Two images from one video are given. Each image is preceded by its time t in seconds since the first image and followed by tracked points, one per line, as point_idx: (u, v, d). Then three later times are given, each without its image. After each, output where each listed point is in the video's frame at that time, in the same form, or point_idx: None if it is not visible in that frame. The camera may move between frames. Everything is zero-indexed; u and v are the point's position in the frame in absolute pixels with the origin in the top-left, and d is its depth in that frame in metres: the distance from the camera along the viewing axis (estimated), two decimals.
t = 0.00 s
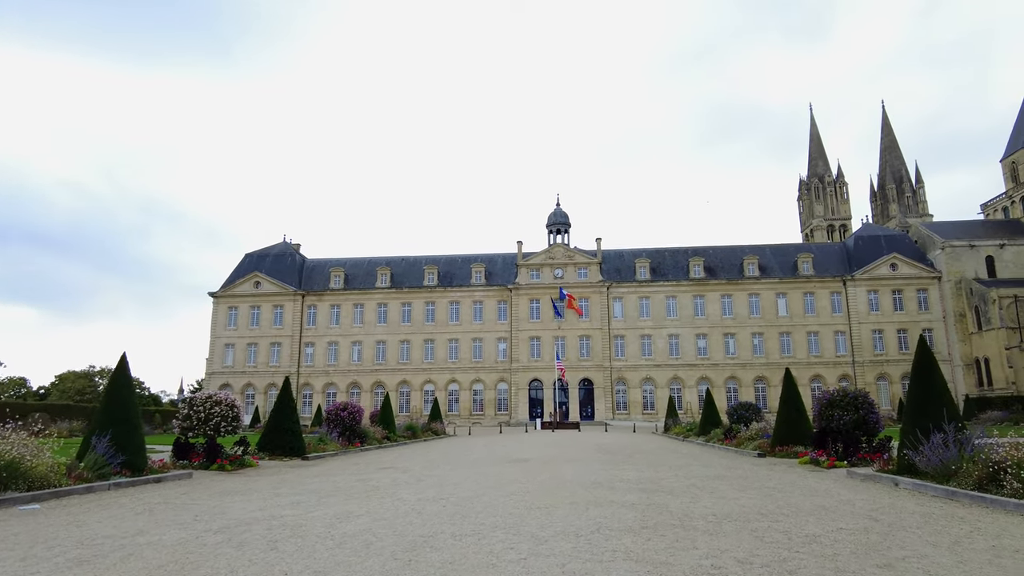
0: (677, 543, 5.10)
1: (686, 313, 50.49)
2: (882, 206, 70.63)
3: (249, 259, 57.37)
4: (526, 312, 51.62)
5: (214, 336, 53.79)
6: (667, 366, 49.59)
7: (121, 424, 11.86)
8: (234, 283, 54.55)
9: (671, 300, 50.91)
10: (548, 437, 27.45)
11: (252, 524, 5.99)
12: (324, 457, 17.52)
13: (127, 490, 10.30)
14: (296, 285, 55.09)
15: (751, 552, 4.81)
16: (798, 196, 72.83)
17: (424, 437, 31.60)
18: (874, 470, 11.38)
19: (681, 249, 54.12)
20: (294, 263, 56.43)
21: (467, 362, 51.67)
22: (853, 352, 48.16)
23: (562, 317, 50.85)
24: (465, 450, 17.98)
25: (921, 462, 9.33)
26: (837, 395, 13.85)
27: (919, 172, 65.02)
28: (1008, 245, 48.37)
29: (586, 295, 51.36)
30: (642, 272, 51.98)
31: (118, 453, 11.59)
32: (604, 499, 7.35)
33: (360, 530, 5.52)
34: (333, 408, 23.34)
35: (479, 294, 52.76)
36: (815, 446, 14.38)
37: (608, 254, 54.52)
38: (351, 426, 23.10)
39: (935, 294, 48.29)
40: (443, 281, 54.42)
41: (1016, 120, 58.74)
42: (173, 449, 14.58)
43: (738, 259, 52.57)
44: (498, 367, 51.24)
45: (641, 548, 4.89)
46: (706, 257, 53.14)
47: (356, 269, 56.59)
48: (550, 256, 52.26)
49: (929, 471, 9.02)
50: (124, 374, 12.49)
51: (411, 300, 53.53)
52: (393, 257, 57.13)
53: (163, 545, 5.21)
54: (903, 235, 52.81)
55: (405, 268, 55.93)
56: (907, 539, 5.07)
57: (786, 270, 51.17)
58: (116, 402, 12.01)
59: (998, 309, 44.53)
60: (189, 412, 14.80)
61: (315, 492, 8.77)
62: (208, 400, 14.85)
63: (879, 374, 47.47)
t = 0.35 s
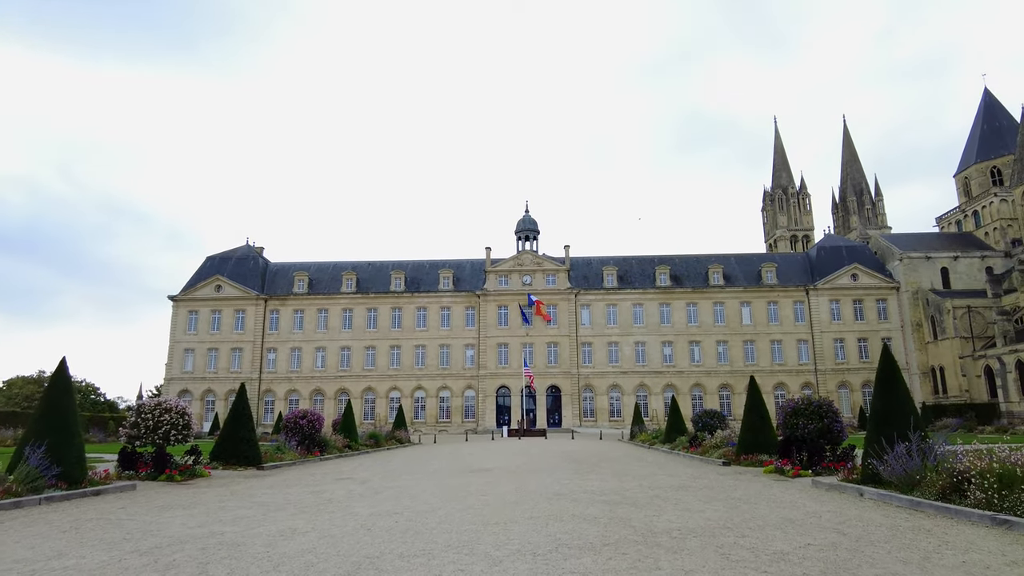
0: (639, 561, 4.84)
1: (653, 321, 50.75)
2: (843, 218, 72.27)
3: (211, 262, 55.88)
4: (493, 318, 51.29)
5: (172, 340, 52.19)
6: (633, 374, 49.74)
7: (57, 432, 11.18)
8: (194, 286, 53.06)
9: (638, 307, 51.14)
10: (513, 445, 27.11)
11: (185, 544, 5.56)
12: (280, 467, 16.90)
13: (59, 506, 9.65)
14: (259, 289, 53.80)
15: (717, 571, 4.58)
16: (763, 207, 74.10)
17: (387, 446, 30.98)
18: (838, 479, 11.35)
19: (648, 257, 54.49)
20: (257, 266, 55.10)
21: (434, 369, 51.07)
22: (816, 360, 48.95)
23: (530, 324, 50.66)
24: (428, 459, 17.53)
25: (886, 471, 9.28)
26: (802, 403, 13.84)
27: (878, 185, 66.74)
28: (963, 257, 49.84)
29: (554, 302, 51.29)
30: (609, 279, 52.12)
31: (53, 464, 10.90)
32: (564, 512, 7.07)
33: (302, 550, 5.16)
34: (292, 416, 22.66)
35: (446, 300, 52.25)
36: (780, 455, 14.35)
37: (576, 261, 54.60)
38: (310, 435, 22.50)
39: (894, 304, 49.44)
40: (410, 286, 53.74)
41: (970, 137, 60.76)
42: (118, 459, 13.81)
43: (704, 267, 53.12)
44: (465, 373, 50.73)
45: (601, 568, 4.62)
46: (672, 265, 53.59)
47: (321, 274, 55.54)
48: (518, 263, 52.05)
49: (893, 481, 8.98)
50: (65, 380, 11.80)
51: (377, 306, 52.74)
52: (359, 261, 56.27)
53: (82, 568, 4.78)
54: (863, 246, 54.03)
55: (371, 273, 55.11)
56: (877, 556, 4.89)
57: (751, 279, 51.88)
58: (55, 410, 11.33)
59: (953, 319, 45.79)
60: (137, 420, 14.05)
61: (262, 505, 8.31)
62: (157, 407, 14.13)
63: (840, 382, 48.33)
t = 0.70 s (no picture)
0: None
1: (634, 327, 50.73)
2: (821, 227, 73.06)
3: (187, 264, 54.85)
4: (474, 324, 50.92)
5: (147, 344, 51.09)
6: (614, 380, 49.63)
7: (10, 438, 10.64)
8: (170, 289, 52.04)
9: (619, 314, 51.10)
10: (493, 451, 26.77)
11: (131, 559, 5.14)
12: (251, 474, 16.39)
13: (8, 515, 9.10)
14: (236, 293, 52.88)
15: None
16: (743, 215, 74.68)
17: (364, 452, 30.44)
18: (820, 487, 11.20)
19: (630, 264, 54.54)
20: (235, 269, 54.19)
21: (414, 375, 50.51)
22: (795, 367, 49.21)
23: (511, 329, 50.35)
24: (404, 467, 17.12)
25: (870, 479, 9.16)
26: (784, 410, 13.69)
27: (856, 195, 67.55)
28: (938, 266, 50.52)
29: (535, 308, 51.07)
30: (591, 285, 52.01)
31: (4, 472, 10.35)
32: (541, 523, 6.75)
33: (257, 565, 4.78)
34: (265, 422, 22.09)
35: (427, 305, 51.75)
36: (761, 462, 14.21)
37: (558, 267, 54.46)
38: (284, 441, 21.98)
39: (871, 312, 49.90)
40: (390, 291, 53.17)
41: (945, 148, 61.80)
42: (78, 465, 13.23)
43: (685, 274, 53.27)
44: (445, 379, 50.22)
45: None
46: (654, 272, 53.68)
47: (299, 277, 54.76)
48: (500, 268, 51.77)
49: (877, 489, 8.86)
50: (20, 382, 11.25)
51: (357, 310, 52.08)
52: (339, 265, 55.61)
53: None
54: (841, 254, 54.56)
55: (351, 277, 54.47)
56: (868, 570, 4.65)
57: (731, 286, 52.12)
58: (8, 414, 10.78)
59: (928, 327, 46.34)
60: (100, 425, 13.48)
61: (224, 515, 7.89)
62: (122, 411, 13.56)
63: (819, 390, 48.63)
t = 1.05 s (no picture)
0: None
1: (611, 332, 50.73)
2: (797, 236, 73.93)
3: (160, 265, 53.65)
4: (452, 328, 50.50)
5: (116, 346, 49.82)
6: (592, 385, 49.51)
7: None
8: (142, 290, 50.85)
9: (597, 319, 51.08)
10: (468, 457, 26.39)
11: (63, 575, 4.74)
12: (216, 480, 15.84)
13: None
14: (210, 294, 51.83)
15: None
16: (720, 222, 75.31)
17: (337, 458, 29.86)
18: (797, 494, 11.08)
19: (608, 270, 54.61)
20: (209, 271, 53.12)
21: (390, 379, 49.91)
22: (770, 373, 49.54)
23: (489, 334, 50.05)
24: (375, 473, 16.72)
25: (847, 486, 9.06)
26: (761, 415, 13.58)
27: (830, 204, 68.50)
28: (910, 274, 51.31)
29: (514, 313, 50.82)
30: (569, 290, 51.94)
31: None
32: (511, 532, 6.48)
33: None
34: (234, 426, 21.47)
35: (404, 308, 51.21)
36: (738, 468, 14.08)
37: (537, 272, 54.31)
38: (253, 446, 21.40)
39: (845, 319, 50.49)
40: (367, 294, 52.52)
41: (917, 159, 62.95)
42: (31, 471, 12.61)
43: (662, 280, 53.48)
44: (422, 384, 49.68)
45: None
46: (632, 278, 53.80)
47: (274, 279, 53.85)
48: (478, 272, 51.47)
49: (854, 496, 8.77)
50: None
51: (333, 314, 51.36)
52: (315, 268, 54.82)
53: None
54: (816, 262, 55.19)
55: (327, 280, 53.72)
56: None
57: (707, 292, 52.42)
58: None
59: (901, 335, 46.96)
60: (55, 429, 12.87)
61: (178, 524, 7.48)
62: (78, 414, 12.97)
63: (793, 396, 48.98)
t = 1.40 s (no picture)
0: None
1: (590, 338, 50.62)
2: (774, 243, 74.66)
3: (131, 268, 52.43)
4: (431, 333, 50.00)
5: (85, 350, 48.51)
6: (571, 391, 49.30)
7: None
8: (112, 293, 49.61)
9: (576, 325, 50.93)
10: (444, 463, 25.97)
11: None
12: (179, 488, 15.26)
13: None
14: (183, 298, 50.73)
15: None
16: (698, 230, 75.80)
17: (310, 466, 29.21)
18: (775, 503, 10.94)
19: (587, 275, 54.57)
20: (183, 274, 52.01)
21: (367, 385, 49.23)
22: (747, 380, 49.73)
23: (468, 339, 49.65)
24: (347, 481, 16.26)
25: (827, 494, 8.91)
26: (739, 422, 13.44)
27: (807, 212, 69.30)
28: (884, 282, 51.98)
29: (493, 318, 50.49)
30: (548, 296, 51.77)
31: None
32: (479, 546, 6.18)
33: None
34: (201, 432, 20.80)
35: (382, 313, 50.58)
36: (716, 475, 13.94)
37: (516, 277, 54.06)
38: (221, 453, 20.76)
39: (821, 326, 50.96)
40: (344, 298, 51.78)
41: (891, 169, 63.95)
42: None
43: (641, 287, 53.57)
44: (400, 390, 49.07)
45: None
46: (611, 284, 53.82)
47: (249, 283, 52.88)
48: (457, 277, 51.07)
49: (835, 505, 8.62)
50: None
51: (309, 318, 50.56)
52: (291, 271, 53.96)
53: None
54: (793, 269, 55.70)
55: (304, 284, 52.89)
56: None
57: (686, 299, 52.60)
58: None
59: (875, 342, 47.50)
60: (4, 437, 12.24)
61: (125, 537, 7.02)
62: (30, 421, 12.48)
63: (770, 402, 49.24)
